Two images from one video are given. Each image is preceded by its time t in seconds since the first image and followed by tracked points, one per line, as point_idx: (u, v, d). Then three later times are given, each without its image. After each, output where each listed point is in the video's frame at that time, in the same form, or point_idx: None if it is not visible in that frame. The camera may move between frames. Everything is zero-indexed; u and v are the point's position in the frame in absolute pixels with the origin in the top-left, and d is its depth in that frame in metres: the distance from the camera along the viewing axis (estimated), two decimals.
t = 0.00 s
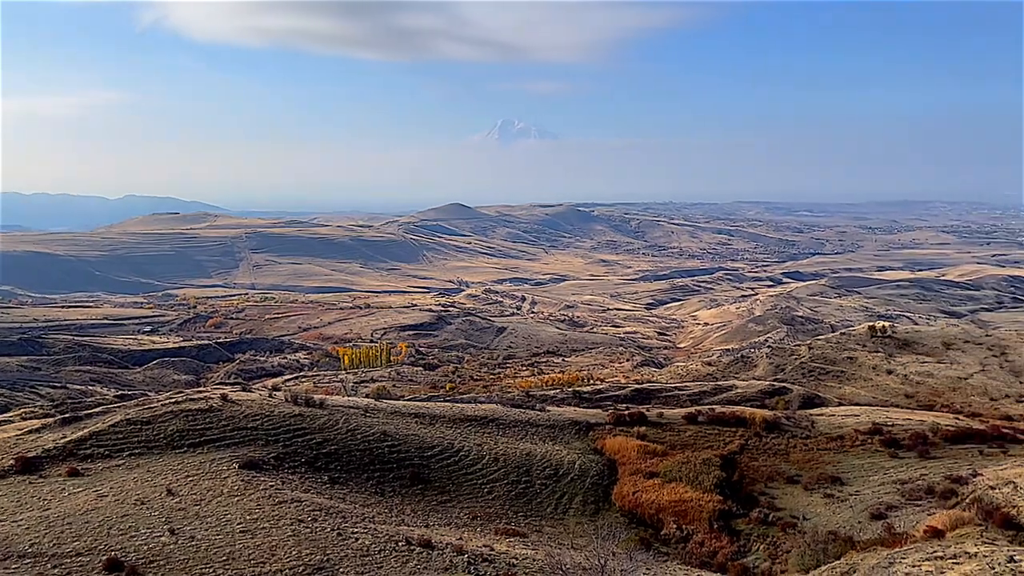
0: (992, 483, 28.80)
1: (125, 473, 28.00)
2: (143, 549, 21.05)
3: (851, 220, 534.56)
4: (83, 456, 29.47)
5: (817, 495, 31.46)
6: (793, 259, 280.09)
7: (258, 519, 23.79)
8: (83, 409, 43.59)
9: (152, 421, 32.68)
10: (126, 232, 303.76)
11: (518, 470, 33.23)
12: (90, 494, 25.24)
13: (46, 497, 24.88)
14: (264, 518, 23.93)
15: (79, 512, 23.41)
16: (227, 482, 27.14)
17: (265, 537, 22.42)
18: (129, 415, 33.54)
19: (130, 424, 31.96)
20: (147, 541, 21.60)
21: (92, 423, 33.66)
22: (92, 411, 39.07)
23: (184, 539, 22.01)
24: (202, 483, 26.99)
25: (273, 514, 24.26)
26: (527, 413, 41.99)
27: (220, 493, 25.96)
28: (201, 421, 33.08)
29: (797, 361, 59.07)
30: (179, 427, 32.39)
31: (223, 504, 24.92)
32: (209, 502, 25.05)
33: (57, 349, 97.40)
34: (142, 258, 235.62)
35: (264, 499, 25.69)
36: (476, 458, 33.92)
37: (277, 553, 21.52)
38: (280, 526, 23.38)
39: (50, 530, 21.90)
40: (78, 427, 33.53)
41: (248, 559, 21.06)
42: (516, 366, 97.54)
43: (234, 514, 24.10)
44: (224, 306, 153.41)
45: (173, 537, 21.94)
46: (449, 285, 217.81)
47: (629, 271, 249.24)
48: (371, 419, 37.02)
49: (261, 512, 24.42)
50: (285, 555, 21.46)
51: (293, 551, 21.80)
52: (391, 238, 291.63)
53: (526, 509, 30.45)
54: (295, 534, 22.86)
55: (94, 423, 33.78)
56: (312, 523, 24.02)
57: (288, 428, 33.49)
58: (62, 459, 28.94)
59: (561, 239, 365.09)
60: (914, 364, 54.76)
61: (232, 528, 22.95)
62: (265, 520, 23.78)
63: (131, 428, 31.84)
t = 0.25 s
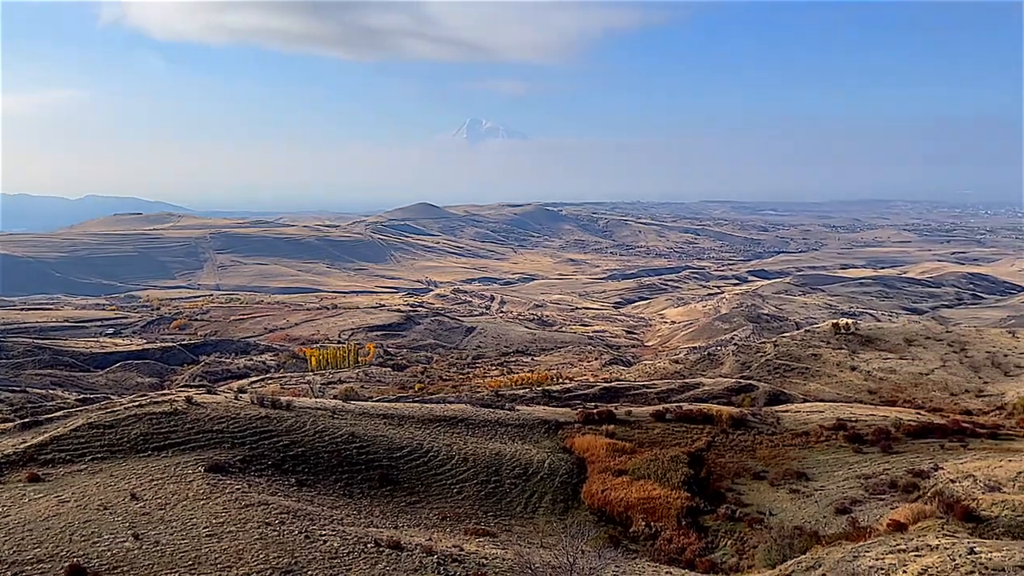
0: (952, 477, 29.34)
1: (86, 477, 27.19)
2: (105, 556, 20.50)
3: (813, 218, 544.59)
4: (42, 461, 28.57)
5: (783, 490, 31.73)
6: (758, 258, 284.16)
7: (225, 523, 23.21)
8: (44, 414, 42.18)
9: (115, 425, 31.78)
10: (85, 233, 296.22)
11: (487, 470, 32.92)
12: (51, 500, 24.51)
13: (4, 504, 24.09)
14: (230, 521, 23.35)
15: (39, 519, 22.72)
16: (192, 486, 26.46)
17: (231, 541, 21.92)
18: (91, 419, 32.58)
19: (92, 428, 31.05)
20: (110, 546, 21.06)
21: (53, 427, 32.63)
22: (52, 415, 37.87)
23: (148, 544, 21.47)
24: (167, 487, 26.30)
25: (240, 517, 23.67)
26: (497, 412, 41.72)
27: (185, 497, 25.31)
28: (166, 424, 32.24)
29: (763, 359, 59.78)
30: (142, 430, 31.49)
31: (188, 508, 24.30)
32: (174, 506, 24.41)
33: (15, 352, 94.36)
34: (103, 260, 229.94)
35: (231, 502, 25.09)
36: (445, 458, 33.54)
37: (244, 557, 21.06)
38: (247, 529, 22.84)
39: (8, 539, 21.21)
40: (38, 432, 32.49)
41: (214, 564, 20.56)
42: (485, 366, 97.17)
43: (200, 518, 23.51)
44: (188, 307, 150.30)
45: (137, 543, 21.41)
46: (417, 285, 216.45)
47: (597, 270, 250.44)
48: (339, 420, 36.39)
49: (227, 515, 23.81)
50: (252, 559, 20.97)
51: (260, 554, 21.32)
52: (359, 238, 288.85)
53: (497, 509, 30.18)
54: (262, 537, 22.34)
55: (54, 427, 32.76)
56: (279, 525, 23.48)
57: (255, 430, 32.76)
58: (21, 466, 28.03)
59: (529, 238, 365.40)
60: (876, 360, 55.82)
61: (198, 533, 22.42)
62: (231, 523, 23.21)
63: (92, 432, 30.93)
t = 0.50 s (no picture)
0: (914, 471, 29.85)
1: (47, 484, 26.42)
2: (67, 564, 19.99)
3: (777, 217, 553.69)
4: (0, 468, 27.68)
5: (749, 486, 31.96)
6: (724, 256, 287.76)
7: (190, 527, 22.65)
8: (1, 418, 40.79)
9: (76, 429, 30.88)
10: (42, 233, 287.99)
11: (457, 470, 32.58)
12: (10, 508, 23.83)
13: None
14: (195, 525, 22.77)
15: None
16: (156, 490, 25.77)
17: (197, 546, 21.41)
18: (51, 423, 31.62)
19: (53, 432, 30.17)
20: (73, 554, 20.55)
21: (11, 432, 31.61)
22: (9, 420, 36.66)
23: (112, 550, 20.96)
24: (130, 491, 25.62)
25: (206, 521, 23.09)
26: (466, 412, 41.41)
27: (149, 501, 24.65)
28: (129, 427, 31.41)
29: (729, 356, 60.44)
30: (105, 434, 30.65)
31: (152, 513, 23.67)
32: (138, 510, 23.79)
33: None
34: (62, 260, 223.71)
35: (197, 505, 24.49)
36: (414, 459, 33.12)
37: (210, 561, 20.58)
38: (214, 533, 22.28)
39: None
40: None
41: (179, 569, 20.08)
42: (454, 366, 96.71)
43: (164, 523, 22.92)
44: (151, 309, 146.91)
45: (100, 549, 20.91)
46: (385, 285, 214.75)
47: (566, 270, 251.08)
48: (307, 422, 35.72)
49: (192, 519, 23.20)
50: (218, 563, 20.50)
51: (227, 558, 20.86)
52: (326, 238, 285.54)
53: (466, 509, 29.89)
54: (229, 541, 21.82)
55: (12, 432, 31.75)
56: (246, 528, 22.91)
57: (221, 432, 32.02)
58: None
59: (498, 238, 365.21)
60: (840, 357, 56.79)
61: (162, 537, 21.88)
62: (197, 527, 22.64)
63: (52, 438, 30.03)
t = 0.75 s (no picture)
0: (877, 466, 30.35)
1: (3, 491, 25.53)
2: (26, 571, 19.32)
3: (742, 216, 561.46)
4: None
5: (716, 483, 32.17)
6: (691, 255, 290.75)
7: (155, 531, 22.04)
8: None
9: (35, 435, 29.92)
10: None
11: (426, 471, 32.20)
12: None
13: None
14: (160, 529, 22.13)
15: None
16: (119, 494, 25.05)
17: (161, 550, 20.81)
18: (9, 427, 30.57)
19: (12, 438, 29.25)
20: (31, 561, 19.87)
21: None
22: None
23: (74, 556, 20.32)
24: (93, 496, 24.87)
25: (171, 525, 22.49)
26: (434, 412, 41.00)
27: (112, 506, 23.93)
28: (91, 431, 30.54)
29: (695, 354, 60.96)
30: (66, 439, 29.76)
31: (116, 518, 22.99)
32: (101, 515, 23.09)
33: None
34: (19, 261, 217.06)
35: (161, 509, 23.82)
36: (382, 460, 32.67)
37: (175, 566, 20.01)
38: (179, 538, 21.69)
39: None
40: None
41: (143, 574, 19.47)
42: (423, 366, 96.01)
43: (128, 526, 22.29)
44: (112, 311, 143.26)
45: (63, 555, 20.27)
46: (352, 286, 212.57)
47: (535, 269, 251.30)
48: (272, 424, 35.03)
49: (158, 523, 22.55)
50: (183, 568, 19.94)
51: (192, 563, 20.31)
52: (292, 238, 281.63)
53: (434, 509, 29.56)
54: (194, 545, 21.25)
55: None
56: (213, 532, 22.32)
57: (187, 435, 31.24)
58: None
59: (467, 238, 364.15)
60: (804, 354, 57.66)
61: (125, 542, 21.25)
62: (162, 533, 21.99)
63: (10, 443, 29.06)
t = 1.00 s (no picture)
0: (841, 461, 30.79)
1: None
2: None
3: (708, 215, 568.49)
4: None
5: (684, 479, 32.34)
6: (658, 254, 293.31)
7: (119, 536, 21.39)
8: None
9: None
10: None
11: (395, 472, 31.81)
12: None
13: None
14: (124, 535, 21.50)
15: None
16: (80, 499, 24.31)
17: (125, 555, 20.19)
18: None
19: None
20: None
21: None
22: None
23: (34, 563, 19.63)
24: (54, 501, 24.10)
25: (135, 530, 21.85)
26: (403, 413, 40.55)
27: (73, 511, 23.20)
28: (51, 435, 29.65)
29: (664, 352, 61.40)
30: (25, 444, 28.86)
31: (78, 523, 22.28)
32: (62, 521, 22.39)
33: None
34: None
35: (125, 513, 23.11)
36: (351, 461, 32.19)
37: (139, 571, 19.41)
38: (144, 542, 21.08)
39: None
40: None
41: None
42: (392, 366, 95.20)
43: (90, 532, 21.61)
44: (71, 313, 139.40)
45: (22, 562, 19.58)
46: (319, 286, 210.20)
47: (503, 269, 251.21)
48: (238, 426, 34.32)
49: (121, 528, 21.90)
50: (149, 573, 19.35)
51: (157, 567, 19.73)
52: (258, 237, 277.37)
53: (404, 510, 29.20)
54: (159, 550, 20.65)
55: None
56: (178, 536, 21.74)
57: (150, 439, 30.47)
58: None
59: (435, 237, 362.63)
60: (770, 351, 58.40)
61: (88, 548, 20.61)
62: (125, 537, 21.37)
63: None
